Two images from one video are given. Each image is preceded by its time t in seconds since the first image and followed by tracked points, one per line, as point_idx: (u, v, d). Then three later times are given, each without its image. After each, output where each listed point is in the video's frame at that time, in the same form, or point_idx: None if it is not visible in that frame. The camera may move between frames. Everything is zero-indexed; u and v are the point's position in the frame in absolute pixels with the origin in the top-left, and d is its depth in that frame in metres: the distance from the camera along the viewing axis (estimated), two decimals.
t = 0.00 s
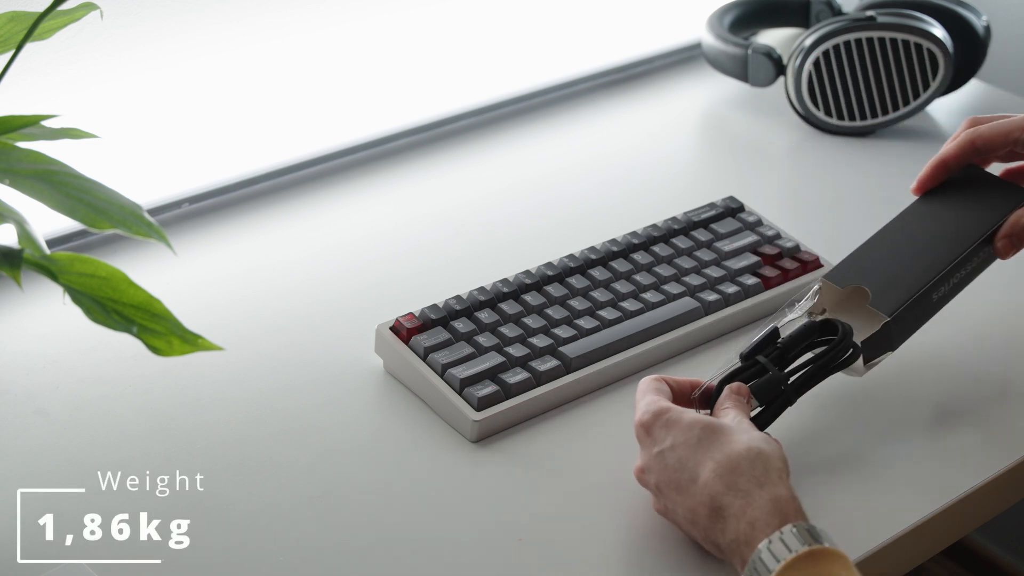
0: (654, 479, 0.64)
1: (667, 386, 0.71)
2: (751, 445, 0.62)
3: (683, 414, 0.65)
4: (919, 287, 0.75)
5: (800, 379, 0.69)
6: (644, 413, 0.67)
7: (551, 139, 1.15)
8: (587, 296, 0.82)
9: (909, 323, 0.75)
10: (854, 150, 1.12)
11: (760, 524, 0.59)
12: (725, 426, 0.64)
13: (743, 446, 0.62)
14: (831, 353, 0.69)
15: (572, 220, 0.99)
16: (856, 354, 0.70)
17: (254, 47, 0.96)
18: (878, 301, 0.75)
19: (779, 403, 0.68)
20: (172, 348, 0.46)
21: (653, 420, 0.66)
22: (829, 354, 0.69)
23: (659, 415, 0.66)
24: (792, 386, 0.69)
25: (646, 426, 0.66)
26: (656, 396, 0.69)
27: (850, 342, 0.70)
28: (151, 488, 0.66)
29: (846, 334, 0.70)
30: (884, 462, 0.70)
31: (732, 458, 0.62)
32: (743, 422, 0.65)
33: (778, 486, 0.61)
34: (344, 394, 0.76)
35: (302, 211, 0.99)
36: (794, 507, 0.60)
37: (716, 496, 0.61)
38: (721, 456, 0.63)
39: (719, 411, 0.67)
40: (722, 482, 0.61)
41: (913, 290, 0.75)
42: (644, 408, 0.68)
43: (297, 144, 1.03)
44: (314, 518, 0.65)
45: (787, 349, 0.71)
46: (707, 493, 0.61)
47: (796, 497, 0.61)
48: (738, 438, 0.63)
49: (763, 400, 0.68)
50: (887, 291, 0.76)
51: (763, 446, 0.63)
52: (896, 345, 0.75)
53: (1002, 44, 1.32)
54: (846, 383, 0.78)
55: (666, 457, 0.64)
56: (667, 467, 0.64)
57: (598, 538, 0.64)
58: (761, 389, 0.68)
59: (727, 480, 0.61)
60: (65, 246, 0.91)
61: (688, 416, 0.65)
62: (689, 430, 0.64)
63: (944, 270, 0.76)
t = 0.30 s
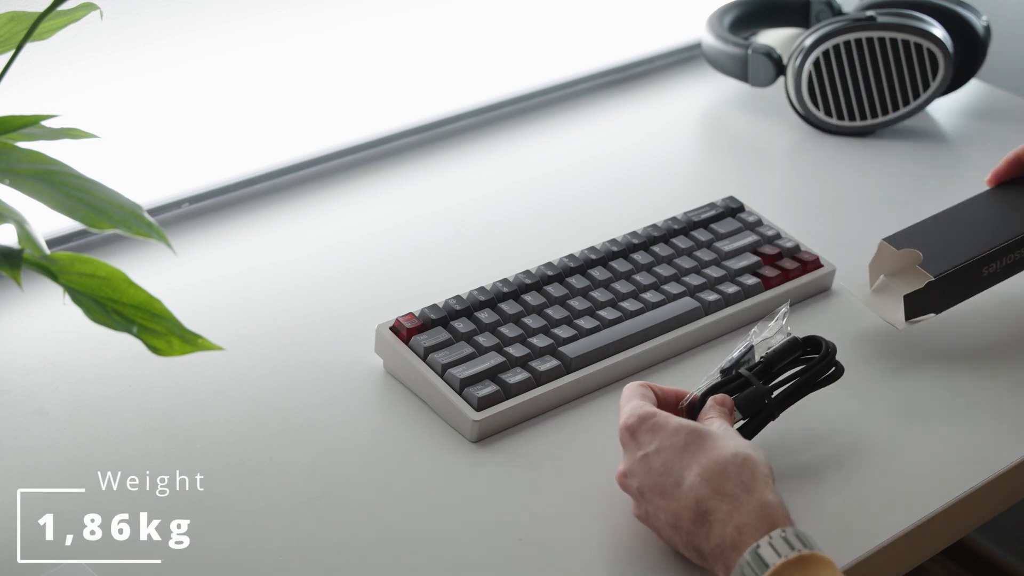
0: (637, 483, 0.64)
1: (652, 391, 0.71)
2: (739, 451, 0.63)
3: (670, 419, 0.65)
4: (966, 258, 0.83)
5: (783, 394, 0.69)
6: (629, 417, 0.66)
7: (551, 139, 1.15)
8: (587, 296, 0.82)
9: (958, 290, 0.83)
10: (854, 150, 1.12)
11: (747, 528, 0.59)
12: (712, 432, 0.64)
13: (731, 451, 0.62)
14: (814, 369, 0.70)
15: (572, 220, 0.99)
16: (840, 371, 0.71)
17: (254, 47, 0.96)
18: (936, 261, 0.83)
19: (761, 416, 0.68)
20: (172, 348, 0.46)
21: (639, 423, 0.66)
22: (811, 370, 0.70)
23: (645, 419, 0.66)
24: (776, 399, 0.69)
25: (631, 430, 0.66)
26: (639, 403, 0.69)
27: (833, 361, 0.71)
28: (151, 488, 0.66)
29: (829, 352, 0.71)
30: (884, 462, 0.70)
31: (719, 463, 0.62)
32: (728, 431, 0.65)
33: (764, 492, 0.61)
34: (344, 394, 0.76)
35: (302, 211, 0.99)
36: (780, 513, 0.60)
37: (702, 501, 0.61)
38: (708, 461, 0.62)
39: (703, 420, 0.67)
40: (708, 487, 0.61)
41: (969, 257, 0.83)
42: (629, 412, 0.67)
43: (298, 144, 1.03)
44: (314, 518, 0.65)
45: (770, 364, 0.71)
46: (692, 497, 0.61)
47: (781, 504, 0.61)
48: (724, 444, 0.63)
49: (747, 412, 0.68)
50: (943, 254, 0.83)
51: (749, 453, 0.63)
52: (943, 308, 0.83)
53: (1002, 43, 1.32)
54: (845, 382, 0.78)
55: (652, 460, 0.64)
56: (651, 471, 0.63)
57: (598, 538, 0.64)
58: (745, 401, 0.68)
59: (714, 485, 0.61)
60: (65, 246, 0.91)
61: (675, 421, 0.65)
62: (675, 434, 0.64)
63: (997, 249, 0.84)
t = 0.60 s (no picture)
0: (627, 480, 0.63)
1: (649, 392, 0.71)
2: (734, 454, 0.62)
3: (666, 419, 0.65)
4: (964, 267, 0.86)
5: (778, 420, 0.70)
6: (624, 414, 0.66)
7: (551, 139, 1.15)
8: (587, 296, 0.82)
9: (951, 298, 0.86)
10: (854, 150, 1.12)
11: (739, 530, 0.59)
12: (708, 434, 0.64)
13: (725, 453, 0.63)
14: (809, 405, 0.70)
15: (572, 220, 0.99)
16: (833, 412, 0.71)
17: (254, 47, 0.96)
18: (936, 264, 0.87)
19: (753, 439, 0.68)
20: (172, 348, 0.46)
21: (634, 421, 0.66)
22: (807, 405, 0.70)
23: (640, 417, 0.65)
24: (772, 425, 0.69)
25: (625, 427, 0.66)
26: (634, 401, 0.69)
27: (827, 403, 0.71)
28: (151, 488, 0.66)
29: (826, 392, 0.71)
30: (884, 461, 0.70)
31: (713, 464, 0.62)
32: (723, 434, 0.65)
33: (757, 495, 0.61)
34: (344, 394, 0.76)
35: (302, 211, 0.99)
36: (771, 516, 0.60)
37: (694, 501, 0.61)
38: (702, 462, 0.62)
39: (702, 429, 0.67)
40: (701, 486, 0.61)
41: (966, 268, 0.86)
42: (624, 410, 0.67)
43: (297, 144, 1.03)
44: (314, 518, 0.65)
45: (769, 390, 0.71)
46: (685, 497, 0.61)
47: (774, 509, 0.61)
48: (720, 447, 0.63)
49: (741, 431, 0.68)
50: (944, 259, 0.87)
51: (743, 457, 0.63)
52: (936, 309, 0.86)
53: (1002, 43, 1.32)
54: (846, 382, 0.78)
55: (645, 459, 0.64)
56: (644, 469, 0.63)
57: (598, 538, 0.64)
58: (743, 419, 0.68)
59: (707, 486, 0.61)
60: (65, 246, 0.91)
61: (671, 421, 0.65)
62: (670, 433, 0.64)
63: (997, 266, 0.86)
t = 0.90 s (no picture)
0: (625, 483, 0.63)
1: (652, 393, 0.70)
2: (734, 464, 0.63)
3: (668, 423, 0.65)
4: (963, 266, 0.86)
5: (782, 422, 0.70)
6: (624, 416, 0.66)
7: (550, 139, 1.15)
8: (587, 296, 0.82)
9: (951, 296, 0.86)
10: (854, 150, 1.12)
11: (736, 541, 0.60)
12: (708, 442, 0.64)
13: (724, 462, 0.63)
14: (816, 408, 0.70)
15: (572, 220, 0.99)
16: (839, 414, 0.71)
17: (254, 47, 0.96)
18: (934, 263, 0.87)
19: (756, 441, 0.69)
20: (172, 348, 0.46)
21: (635, 423, 0.65)
22: (813, 407, 0.70)
23: (641, 420, 0.65)
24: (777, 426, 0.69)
25: (626, 429, 0.65)
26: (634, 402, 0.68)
27: (835, 405, 0.71)
28: (151, 488, 0.66)
29: (834, 395, 0.71)
30: (884, 461, 0.70)
31: (713, 473, 0.62)
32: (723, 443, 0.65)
33: (754, 506, 0.62)
34: (344, 394, 0.76)
35: (302, 211, 0.99)
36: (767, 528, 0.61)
37: (692, 509, 0.61)
38: (702, 470, 0.62)
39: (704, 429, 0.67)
40: (699, 495, 0.61)
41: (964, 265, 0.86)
42: (624, 411, 0.67)
43: (297, 144, 1.03)
44: (314, 519, 0.65)
45: (776, 391, 0.71)
46: (683, 504, 0.61)
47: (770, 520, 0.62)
48: (720, 455, 0.64)
49: (745, 432, 0.68)
50: (942, 258, 0.88)
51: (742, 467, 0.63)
52: (935, 308, 0.87)
53: (1002, 43, 1.32)
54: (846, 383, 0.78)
55: (645, 463, 0.63)
56: (644, 473, 0.63)
57: (599, 538, 0.64)
58: (748, 420, 0.68)
59: (706, 495, 0.61)
60: (65, 246, 0.91)
61: (672, 426, 0.65)
62: (671, 438, 0.64)
63: (995, 266, 0.86)
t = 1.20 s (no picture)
0: (626, 491, 0.63)
1: (660, 395, 0.69)
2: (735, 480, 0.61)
3: (672, 433, 0.64)
4: (965, 266, 0.86)
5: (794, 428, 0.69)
6: (628, 423, 0.65)
7: (550, 139, 1.15)
8: (587, 296, 0.82)
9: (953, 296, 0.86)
10: (854, 150, 1.12)
11: (733, 559, 0.59)
12: (711, 455, 0.63)
13: (726, 480, 0.62)
14: (834, 416, 0.69)
15: (572, 220, 0.99)
16: (852, 426, 0.70)
17: (254, 47, 0.96)
18: (936, 262, 0.87)
19: (770, 443, 0.67)
20: (172, 348, 0.46)
21: (638, 431, 0.64)
22: (831, 415, 0.68)
23: (644, 428, 0.64)
24: (788, 432, 0.68)
25: (630, 436, 0.64)
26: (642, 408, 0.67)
27: (851, 414, 0.70)
28: (151, 488, 0.66)
29: (851, 405, 0.69)
30: (883, 462, 0.70)
31: (713, 489, 0.61)
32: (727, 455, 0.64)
33: (754, 524, 0.60)
34: (344, 394, 0.76)
35: (302, 211, 0.99)
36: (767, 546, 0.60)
37: (691, 524, 0.60)
38: (702, 485, 0.61)
39: (713, 436, 0.66)
40: (697, 512, 0.60)
41: (968, 265, 0.86)
42: (629, 418, 0.66)
43: (297, 145, 1.03)
44: (315, 519, 0.65)
45: (790, 397, 0.70)
46: (681, 518, 0.61)
47: (770, 537, 0.60)
48: (722, 470, 0.62)
49: (759, 434, 0.67)
50: (943, 258, 0.88)
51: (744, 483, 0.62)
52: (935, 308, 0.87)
53: (1002, 43, 1.32)
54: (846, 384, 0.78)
55: (646, 474, 0.63)
56: (644, 484, 0.62)
57: (599, 538, 0.64)
58: (759, 425, 0.67)
59: (705, 511, 0.60)
60: (65, 246, 0.91)
61: (676, 436, 0.64)
62: (674, 449, 0.63)
63: (996, 266, 0.86)
